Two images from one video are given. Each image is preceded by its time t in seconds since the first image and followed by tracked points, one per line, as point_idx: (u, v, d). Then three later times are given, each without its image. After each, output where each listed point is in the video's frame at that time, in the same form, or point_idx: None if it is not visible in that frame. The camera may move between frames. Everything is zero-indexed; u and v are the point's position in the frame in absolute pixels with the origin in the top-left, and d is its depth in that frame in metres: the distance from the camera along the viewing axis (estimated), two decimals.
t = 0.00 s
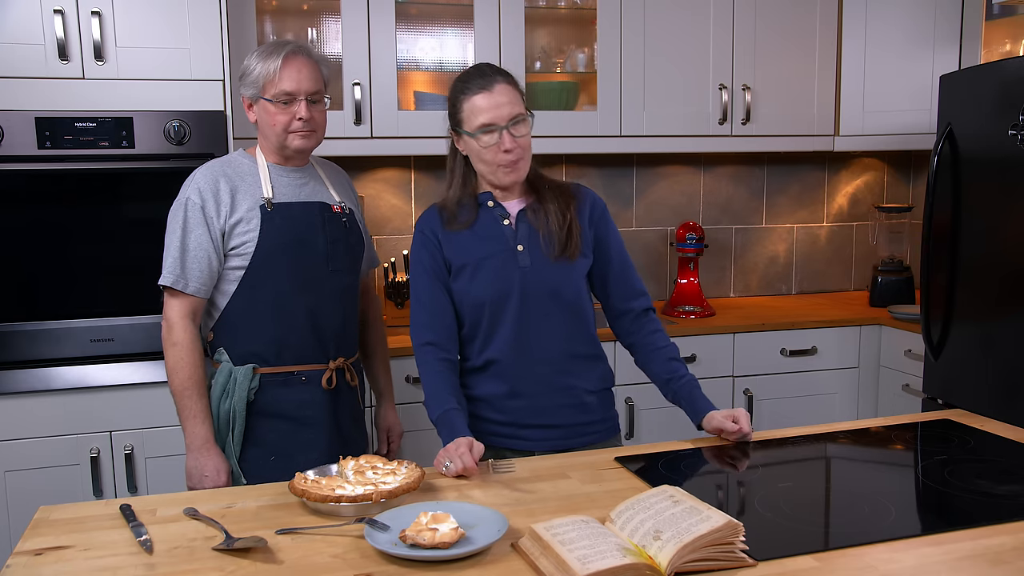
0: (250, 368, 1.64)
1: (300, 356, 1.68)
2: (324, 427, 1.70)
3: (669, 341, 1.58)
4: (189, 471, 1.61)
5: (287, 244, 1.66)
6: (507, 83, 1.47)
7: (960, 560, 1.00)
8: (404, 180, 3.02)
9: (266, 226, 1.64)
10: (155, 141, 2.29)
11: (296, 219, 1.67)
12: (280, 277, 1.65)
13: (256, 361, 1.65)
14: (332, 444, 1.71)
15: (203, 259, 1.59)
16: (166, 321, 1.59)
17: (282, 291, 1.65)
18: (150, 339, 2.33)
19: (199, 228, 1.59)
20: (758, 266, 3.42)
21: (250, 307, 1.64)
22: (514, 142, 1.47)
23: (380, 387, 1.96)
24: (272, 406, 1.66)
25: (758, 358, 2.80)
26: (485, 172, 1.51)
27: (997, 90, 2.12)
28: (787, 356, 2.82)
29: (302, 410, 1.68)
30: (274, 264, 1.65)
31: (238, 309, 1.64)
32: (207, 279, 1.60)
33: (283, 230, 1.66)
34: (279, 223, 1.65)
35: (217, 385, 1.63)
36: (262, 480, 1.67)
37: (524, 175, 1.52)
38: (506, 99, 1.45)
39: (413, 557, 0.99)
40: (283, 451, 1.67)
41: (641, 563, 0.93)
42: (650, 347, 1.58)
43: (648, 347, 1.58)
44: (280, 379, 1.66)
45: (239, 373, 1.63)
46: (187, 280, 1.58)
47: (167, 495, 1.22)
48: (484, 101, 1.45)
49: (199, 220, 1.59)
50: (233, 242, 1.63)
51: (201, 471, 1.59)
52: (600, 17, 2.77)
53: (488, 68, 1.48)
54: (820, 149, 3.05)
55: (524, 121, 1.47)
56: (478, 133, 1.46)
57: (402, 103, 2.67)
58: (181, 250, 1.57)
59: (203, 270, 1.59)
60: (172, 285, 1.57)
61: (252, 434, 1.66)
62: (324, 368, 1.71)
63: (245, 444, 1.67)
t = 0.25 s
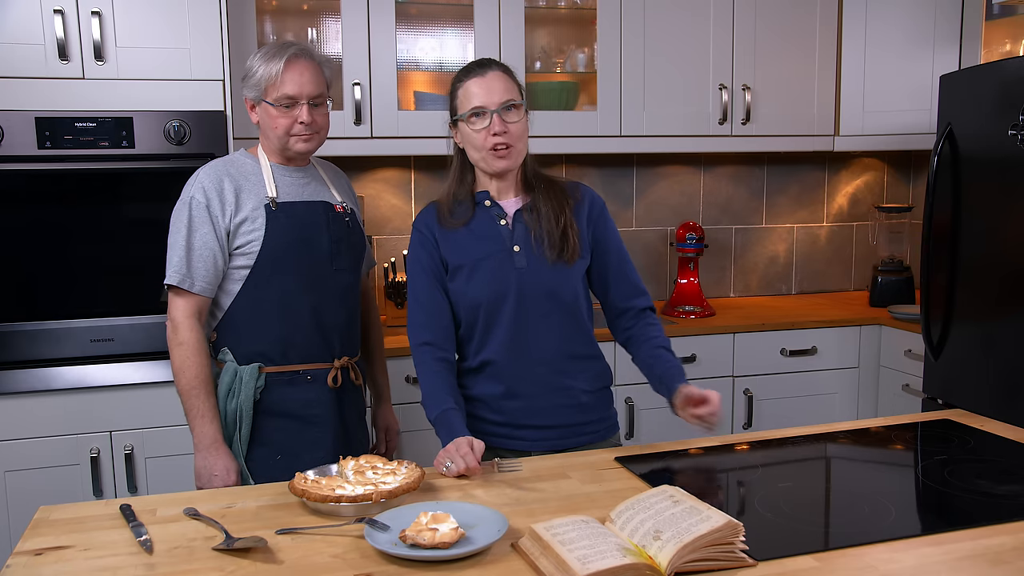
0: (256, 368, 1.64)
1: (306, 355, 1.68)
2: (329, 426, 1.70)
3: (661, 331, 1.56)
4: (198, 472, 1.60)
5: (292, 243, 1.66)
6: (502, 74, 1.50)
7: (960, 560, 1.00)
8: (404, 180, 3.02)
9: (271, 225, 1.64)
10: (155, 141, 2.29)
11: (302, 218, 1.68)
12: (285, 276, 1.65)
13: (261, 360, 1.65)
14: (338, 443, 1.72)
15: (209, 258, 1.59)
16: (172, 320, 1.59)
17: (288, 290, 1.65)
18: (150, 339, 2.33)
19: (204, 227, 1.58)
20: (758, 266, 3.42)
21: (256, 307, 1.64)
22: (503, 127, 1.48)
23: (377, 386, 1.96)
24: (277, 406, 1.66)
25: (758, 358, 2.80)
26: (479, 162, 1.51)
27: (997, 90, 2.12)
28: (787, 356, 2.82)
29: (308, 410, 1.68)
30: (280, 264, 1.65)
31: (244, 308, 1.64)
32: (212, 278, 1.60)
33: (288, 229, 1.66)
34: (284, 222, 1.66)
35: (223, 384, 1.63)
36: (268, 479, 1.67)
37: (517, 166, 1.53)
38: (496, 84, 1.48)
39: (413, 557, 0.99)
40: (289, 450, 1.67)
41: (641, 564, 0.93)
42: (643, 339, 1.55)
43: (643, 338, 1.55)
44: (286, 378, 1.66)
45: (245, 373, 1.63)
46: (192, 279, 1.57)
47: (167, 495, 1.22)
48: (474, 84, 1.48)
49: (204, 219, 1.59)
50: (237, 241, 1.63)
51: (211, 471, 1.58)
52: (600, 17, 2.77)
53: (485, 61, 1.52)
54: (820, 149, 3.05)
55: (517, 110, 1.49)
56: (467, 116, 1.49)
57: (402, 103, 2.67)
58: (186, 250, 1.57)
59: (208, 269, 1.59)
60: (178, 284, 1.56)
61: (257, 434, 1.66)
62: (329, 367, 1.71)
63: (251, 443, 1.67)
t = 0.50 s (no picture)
0: (259, 368, 1.64)
1: (307, 356, 1.68)
2: (331, 426, 1.70)
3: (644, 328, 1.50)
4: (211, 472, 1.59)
5: (294, 243, 1.66)
6: (528, 74, 1.48)
7: (960, 560, 1.00)
8: (404, 180, 3.02)
9: (274, 225, 1.65)
10: (155, 141, 2.29)
11: (304, 219, 1.68)
12: (287, 277, 1.65)
13: (263, 360, 1.65)
14: (340, 443, 1.72)
15: (213, 258, 1.58)
16: (177, 320, 1.59)
17: (291, 291, 1.65)
18: (150, 339, 2.33)
19: (208, 227, 1.58)
20: (758, 266, 3.42)
21: (258, 307, 1.64)
22: (526, 128, 1.46)
23: (374, 383, 1.96)
24: (280, 406, 1.66)
25: (758, 358, 2.80)
26: (500, 161, 1.50)
27: (997, 90, 2.12)
28: (787, 356, 2.82)
29: (310, 410, 1.68)
30: (284, 265, 1.65)
31: (246, 309, 1.64)
32: (215, 277, 1.60)
33: (291, 229, 1.66)
34: (287, 223, 1.66)
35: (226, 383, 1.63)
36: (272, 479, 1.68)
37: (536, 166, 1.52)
38: (521, 85, 1.46)
39: (413, 557, 0.99)
40: (292, 450, 1.67)
41: (641, 563, 0.93)
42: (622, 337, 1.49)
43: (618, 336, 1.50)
44: (287, 378, 1.66)
45: (248, 373, 1.63)
46: (197, 279, 1.57)
47: (167, 495, 1.22)
48: (500, 84, 1.46)
49: (208, 219, 1.58)
50: (240, 241, 1.63)
51: (226, 469, 1.58)
52: (600, 17, 2.77)
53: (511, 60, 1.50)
54: (820, 149, 3.05)
55: (541, 111, 1.47)
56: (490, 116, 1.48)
57: (402, 103, 2.67)
58: (190, 250, 1.57)
59: (212, 269, 1.59)
60: (182, 284, 1.56)
61: (260, 434, 1.66)
62: (331, 367, 1.71)
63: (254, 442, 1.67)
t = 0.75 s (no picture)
0: (259, 368, 1.63)
1: (307, 356, 1.68)
2: (331, 426, 1.70)
3: (681, 338, 1.50)
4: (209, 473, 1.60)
5: (294, 243, 1.66)
6: (547, 73, 1.48)
7: (960, 560, 1.00)
8: (404, 180, 3.02)
9: (274, 225, 1.65)
10: (155, 141, 2.29)
11: (305, 220, 1.68)
12: (287, 277, 1.65)
13: (264, 360, 1.65)
14: (340, 442, 1.72)
15: (214, 258, 1.59)
16: (178, 321, 1.59)
17: (291, 291, 1.65)
18: (150, 339, 2.33)
19: (208, 227, 1.58)
20: (758, 266, 3.42)
21: (258, 307, 1.64)
22: (544, 127, 1.47)
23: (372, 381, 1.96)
24: (280, 406, 1.66)
25: (758, 358, 2.80)
26: (518, 159, 1.51)
27: (997, 90, 2.12)
28: (787, 356, 2.82)
29: (310, 410, 1.68)
30: (283, 265, 1.65)
31: (246, 309, 1.63)
32: (216, 278, 1.60)
33: (291, 230, 1.66)
34: (287, 223, 1.66)
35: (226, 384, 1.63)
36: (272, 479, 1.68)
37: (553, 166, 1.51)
38: (540, 84, 1.46)
39: (413, 557, 0.99)
40: (292, 450, 1.67)
41: (641, 563, 0.93)
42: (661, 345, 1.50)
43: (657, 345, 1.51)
44: (287, 378, 1.66)
45: (248, 373, 1.63)
46: (197, 280, 1.57)
47: (167, 495, 1.22)
48: (519, 82, 1.46)
49: (209, 220, 1.58)
50: (241, 241, 1.63)
51: (224, 471, 1.58)
52: (600, 17, 2.77)
53: (531, 58, 1.50)
54: (820, 149, 3.05)
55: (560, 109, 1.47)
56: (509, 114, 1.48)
57: (402, 102, 2.67)
58: (191, 250, 1.57)
59: (213, 269, 1.59)
60: (183, 285, 1.56)
61: (261, 434, 1.66)
62: (331, 368, 1.71)
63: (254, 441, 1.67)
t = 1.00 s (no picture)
0: (258, 368, 1.63)
1: (307, 356, 1.68)
2: (330, 426, 1.70)
3: (721, 348, 1.57)
4: (202, 473, 1.60)
5: (294, 243, 1.66)
6: (572, 67, 1.48)
7: (960, 560, 1.00)
8: (404, 180, 3.02)
9: (274, 225, 1.65)
10: (155, 141, 2.29)
11: (305, 220, 1.68)
12: (287, 277, 1.65)
13: (263, 360, 1.65)
14: (339, 442, 1.72)
15: (212, 258, 1.59)
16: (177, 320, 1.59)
17: (290, 291, 1.65)
18: (150, 339, 2.33)
19: (207, 227, 1.58)
20: (758, 266, 3.42)
21: (257, 307, 1.64)
22: (570, 122, 1.47)
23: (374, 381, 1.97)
24: (279, 406, 1.65)
25: (759, 358, 2.80)
26: (543, 154, 1.51)
27: (997, 90, 2.12)
28: (787, 356, 2.82)
29: (310, 410, 1.68)
30: (283, 265, 1.65)
31: (246, 309, 1.63)
32: (215, 278, 1.60)
33: (291, 230, 1.66)
34: (286, 223, 1.66)
35: (225, 383, 1.63)
36: (270, 480, 1.68)
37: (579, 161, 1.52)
38: (565, 78, 1.46)
39: (413, 557, 0.99)
40: (290, 450, 1.67)
41: (641, 563, 0.93)
42: (702, 354, 1.57)
43: (700, 355, 1.57)
44: (287, 379, 1.66)
45: (247, 373, 1.62)
46: (196, 280, 1.57)
47: (167, 495, 1.22)
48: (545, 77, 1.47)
49: (208, 220, 1.58)
50: (239, 242, 1.63)
51: (217, 472, 1.58)
52: (600, 17, 2.77)
53: (556, 53, 1.50)
54: (820, 149, 3.05)
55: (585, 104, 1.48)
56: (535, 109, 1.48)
57: (402, 103, 2.67)
58: (190, 250, 1.57)
59: (211, 269, 1.59)
60: (181, 285, 1.56)
61: (259, 434, 1.66)
62: (330, 368, 1.71)
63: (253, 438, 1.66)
